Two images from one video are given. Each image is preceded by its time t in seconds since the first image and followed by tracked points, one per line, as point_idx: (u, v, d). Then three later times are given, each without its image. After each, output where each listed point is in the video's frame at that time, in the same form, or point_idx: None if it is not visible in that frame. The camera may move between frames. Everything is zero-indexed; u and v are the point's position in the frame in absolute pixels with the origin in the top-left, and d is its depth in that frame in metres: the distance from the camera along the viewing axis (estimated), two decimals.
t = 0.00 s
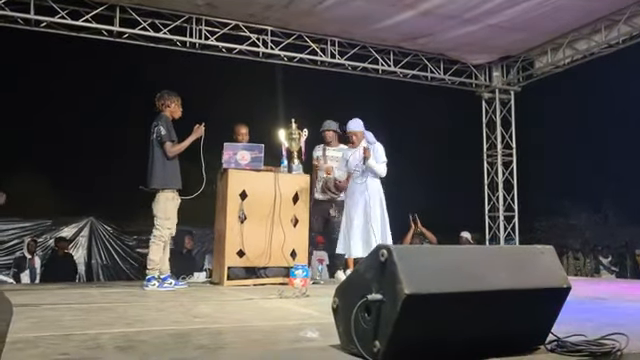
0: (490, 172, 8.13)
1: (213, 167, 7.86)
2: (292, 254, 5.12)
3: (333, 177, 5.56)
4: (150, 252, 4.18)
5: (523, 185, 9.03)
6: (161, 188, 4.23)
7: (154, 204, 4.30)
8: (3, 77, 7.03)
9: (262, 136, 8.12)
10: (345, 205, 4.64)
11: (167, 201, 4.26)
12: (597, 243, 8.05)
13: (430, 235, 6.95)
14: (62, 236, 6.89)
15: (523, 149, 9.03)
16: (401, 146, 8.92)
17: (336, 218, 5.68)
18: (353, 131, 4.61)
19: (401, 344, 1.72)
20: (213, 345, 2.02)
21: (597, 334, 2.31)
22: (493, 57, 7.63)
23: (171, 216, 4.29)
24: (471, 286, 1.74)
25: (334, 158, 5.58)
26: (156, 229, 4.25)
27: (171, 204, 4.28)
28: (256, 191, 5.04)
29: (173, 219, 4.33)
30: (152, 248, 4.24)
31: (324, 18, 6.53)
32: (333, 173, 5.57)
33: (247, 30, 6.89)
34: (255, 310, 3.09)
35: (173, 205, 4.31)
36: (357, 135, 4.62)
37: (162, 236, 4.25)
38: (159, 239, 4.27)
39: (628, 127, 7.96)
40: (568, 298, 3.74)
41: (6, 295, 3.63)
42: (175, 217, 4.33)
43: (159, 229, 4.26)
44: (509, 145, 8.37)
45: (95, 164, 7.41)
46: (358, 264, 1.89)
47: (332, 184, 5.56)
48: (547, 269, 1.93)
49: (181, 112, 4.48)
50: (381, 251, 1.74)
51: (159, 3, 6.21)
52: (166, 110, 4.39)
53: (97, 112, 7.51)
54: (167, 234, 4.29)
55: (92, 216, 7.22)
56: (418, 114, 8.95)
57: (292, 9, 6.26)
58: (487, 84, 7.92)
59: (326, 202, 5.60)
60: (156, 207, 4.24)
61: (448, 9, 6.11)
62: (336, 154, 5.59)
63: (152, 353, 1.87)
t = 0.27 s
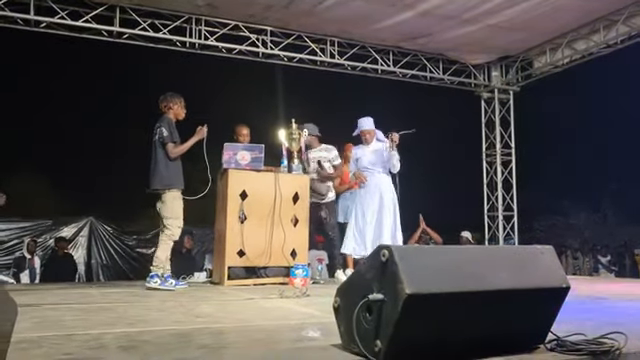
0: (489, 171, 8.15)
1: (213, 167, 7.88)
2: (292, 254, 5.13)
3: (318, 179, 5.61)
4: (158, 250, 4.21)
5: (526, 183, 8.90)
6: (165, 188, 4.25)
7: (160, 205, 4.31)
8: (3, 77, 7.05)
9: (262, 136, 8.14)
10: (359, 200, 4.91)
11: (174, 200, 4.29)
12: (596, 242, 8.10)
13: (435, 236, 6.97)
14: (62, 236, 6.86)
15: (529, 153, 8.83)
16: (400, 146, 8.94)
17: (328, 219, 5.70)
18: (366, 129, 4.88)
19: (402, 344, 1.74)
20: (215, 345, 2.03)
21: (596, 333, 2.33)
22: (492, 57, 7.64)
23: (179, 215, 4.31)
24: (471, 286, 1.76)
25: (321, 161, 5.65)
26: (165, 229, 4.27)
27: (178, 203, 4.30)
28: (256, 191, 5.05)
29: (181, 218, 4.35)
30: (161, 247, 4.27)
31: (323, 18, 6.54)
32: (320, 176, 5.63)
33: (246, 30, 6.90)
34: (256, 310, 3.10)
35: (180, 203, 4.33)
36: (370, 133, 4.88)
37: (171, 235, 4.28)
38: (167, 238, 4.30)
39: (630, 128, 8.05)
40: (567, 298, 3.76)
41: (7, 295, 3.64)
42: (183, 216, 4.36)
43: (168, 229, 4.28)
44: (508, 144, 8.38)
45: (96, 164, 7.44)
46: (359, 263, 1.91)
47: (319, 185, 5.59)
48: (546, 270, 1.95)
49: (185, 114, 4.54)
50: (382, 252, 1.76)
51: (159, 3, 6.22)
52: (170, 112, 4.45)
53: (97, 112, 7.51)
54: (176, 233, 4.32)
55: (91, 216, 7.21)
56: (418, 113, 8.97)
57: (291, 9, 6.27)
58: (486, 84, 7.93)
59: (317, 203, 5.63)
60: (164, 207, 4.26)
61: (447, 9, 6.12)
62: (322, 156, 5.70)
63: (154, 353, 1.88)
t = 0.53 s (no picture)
0: (487, 171, 8.18)
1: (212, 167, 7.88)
2: (291, 253, 5.16)
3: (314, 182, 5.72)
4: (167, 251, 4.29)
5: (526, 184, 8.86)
6: (167, 188, 4.28)
7: (163, 205, 4.36)
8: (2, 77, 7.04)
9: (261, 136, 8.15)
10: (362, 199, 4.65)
11: (176, 200, 4.34)
12: (594, 242, 8.18)
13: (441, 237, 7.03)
14: (60, 236, 6.91)
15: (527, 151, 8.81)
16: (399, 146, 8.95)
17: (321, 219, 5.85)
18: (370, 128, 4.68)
19: (402, 343, 1.75)
20: (216, 345, 2.04)
21: (593, 332, 2.35)
22: (490, 57, 7.66)
23: (182, 215, 4.38)
24: (470, 285, 1.77)
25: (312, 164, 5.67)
26: (171, 229, 4.34)
27: (180, 203, 4.36)
28: (254, 192, 5.06)
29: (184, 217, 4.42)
30: (170, 247, 4.35)
31: (321, 18, 6.55)
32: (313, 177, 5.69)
33: (245, 30, 6.91)
34: (256, 310, 3.12)
35: (182, 203, 4.38)
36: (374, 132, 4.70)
37: (177, 235, 4.35)
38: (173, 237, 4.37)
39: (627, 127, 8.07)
40: (565, 297, 3.79)
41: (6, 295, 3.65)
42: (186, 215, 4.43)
43: (174, 229, 4.35)
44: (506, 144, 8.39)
45: (94, 164, 7.41)
46: (358, 263, 1.93)
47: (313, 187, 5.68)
48: (544, 269, 1.97)
49: (185, 115, 4.60)
50: (382, 252, 1.77)
51: (157, 4, 6.22)
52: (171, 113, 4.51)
53: (96, 112, 7.49)
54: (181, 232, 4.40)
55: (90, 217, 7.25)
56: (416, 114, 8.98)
57: (290, 9, 6.28)
58: (484, 84, 7.94)
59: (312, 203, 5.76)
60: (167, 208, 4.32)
61: (446, 9, 6.14)
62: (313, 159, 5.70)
63: (156, 353, 1.89)
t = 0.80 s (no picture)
0: (477, 171, 8.22)
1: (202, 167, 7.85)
2: (281, 252, 5.17)
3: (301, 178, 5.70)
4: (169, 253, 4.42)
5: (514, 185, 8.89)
6: (163, 188, 4.40)
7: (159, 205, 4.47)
8: None
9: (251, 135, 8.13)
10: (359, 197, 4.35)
11: (172, 200, 4.44)
12: (580, 241, 8.09)
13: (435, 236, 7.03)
14: (50, 236, 6.84)
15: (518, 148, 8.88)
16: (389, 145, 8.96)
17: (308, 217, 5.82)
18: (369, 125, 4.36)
19: (394, 340, 1.77)
20: (209, 342, 2.05)
21: (581, 328, 2.39)
22: (479, 57, 7.72)
23: (178, 214, 4.47)
24: (461, 282, 1.79)
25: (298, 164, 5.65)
26: (168, 230, 4.43)
27: (176, 203, 4.46)
28: (245, 191, 5.07)
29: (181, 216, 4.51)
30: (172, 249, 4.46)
31: (312, 18, 6.57)
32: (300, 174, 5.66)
33: (235, 29, 6.91)
34: (248, 308, 3.13)
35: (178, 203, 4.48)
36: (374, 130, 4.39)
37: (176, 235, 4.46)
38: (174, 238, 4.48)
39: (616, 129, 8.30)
40: (555, 295, 3.82)
41: None
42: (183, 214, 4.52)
43: (172, 229, 4.44)
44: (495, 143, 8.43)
45: (90, 164, 7.37)
46: (351, 261, 1.94)
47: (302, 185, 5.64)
48: (533, 266, 1.99)
49: (182, 112, 4.63)
50: (373, 249, 1.79)
51: (147, 2, 6.21)
52: (168, 111, 4.55)
53: (93, 111, 7.44)
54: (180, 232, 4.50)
55: (78, 217, 7.14)
56: (406, 113, 9.00)
57: (281, 8, 6.29)
58: (474, 83, 7.98)
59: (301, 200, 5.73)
60: (162, 208, 4.43)
61: (435, 9, 6.18)
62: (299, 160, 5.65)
63: (150, 350, 1.90)
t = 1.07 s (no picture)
0: (464, 170, 8.27)
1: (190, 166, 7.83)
2: (269, 252, 5.17)
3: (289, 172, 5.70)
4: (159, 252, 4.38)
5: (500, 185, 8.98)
6: (160, 186, 4.39)
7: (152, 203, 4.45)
8: None
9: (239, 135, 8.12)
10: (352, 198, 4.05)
11: (166, 199, 4.44)
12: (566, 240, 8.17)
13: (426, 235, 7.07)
14: (35, 236, 6.78)
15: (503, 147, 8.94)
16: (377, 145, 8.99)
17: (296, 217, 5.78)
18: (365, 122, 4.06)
19: (382, 338, 1.78)
20: (198, 341, 2.05)
21: (567, 325, 2.41)
22: (466, 57, 7.77)
23: (171, 214, 4.47)
24: (449, 280, 1.81)
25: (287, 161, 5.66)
26: (160, 230, 4.43)
27: (170, 202, 4.45)
28: (233, 190, 5.06)
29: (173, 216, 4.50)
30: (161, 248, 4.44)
31: (300, 17, 6.57)
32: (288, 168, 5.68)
33: (223, 28, 6.88)
34: (236, 308, 3.12)
35: (171, 202, 4.48)
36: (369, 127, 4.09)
37: (167, 235, 4.43)
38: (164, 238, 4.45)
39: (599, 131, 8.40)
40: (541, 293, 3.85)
41: None
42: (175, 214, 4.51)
43: (163, 229, 4.43)
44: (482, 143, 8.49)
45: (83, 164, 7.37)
46: (340, 259, 1.95)
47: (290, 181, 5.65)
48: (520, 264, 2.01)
49: (176, 110, 4.61)
50: (362, 247, 1.80)
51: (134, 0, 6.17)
52: (162, 108, 4.53)
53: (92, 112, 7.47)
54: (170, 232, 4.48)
55: (64, 217, 7.10)
56: (394, 113, 9.03)
57: (269, 7, 6.29)
58: (461, 83, 8.02)
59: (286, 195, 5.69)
60: (156, 206, 4.43)
61: (423, 9, 6.21)
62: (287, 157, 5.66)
63: (138, 349, 1.89)
